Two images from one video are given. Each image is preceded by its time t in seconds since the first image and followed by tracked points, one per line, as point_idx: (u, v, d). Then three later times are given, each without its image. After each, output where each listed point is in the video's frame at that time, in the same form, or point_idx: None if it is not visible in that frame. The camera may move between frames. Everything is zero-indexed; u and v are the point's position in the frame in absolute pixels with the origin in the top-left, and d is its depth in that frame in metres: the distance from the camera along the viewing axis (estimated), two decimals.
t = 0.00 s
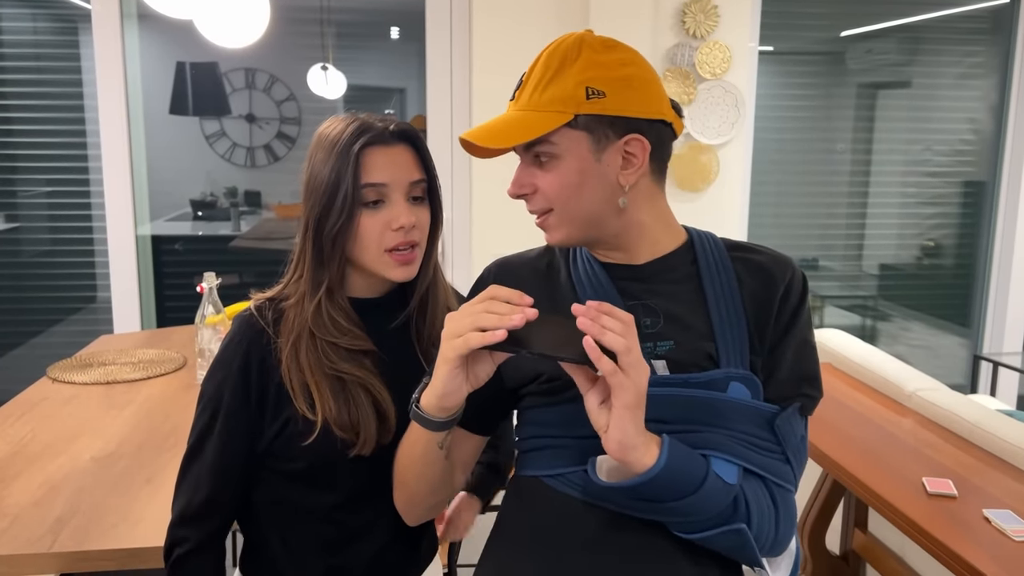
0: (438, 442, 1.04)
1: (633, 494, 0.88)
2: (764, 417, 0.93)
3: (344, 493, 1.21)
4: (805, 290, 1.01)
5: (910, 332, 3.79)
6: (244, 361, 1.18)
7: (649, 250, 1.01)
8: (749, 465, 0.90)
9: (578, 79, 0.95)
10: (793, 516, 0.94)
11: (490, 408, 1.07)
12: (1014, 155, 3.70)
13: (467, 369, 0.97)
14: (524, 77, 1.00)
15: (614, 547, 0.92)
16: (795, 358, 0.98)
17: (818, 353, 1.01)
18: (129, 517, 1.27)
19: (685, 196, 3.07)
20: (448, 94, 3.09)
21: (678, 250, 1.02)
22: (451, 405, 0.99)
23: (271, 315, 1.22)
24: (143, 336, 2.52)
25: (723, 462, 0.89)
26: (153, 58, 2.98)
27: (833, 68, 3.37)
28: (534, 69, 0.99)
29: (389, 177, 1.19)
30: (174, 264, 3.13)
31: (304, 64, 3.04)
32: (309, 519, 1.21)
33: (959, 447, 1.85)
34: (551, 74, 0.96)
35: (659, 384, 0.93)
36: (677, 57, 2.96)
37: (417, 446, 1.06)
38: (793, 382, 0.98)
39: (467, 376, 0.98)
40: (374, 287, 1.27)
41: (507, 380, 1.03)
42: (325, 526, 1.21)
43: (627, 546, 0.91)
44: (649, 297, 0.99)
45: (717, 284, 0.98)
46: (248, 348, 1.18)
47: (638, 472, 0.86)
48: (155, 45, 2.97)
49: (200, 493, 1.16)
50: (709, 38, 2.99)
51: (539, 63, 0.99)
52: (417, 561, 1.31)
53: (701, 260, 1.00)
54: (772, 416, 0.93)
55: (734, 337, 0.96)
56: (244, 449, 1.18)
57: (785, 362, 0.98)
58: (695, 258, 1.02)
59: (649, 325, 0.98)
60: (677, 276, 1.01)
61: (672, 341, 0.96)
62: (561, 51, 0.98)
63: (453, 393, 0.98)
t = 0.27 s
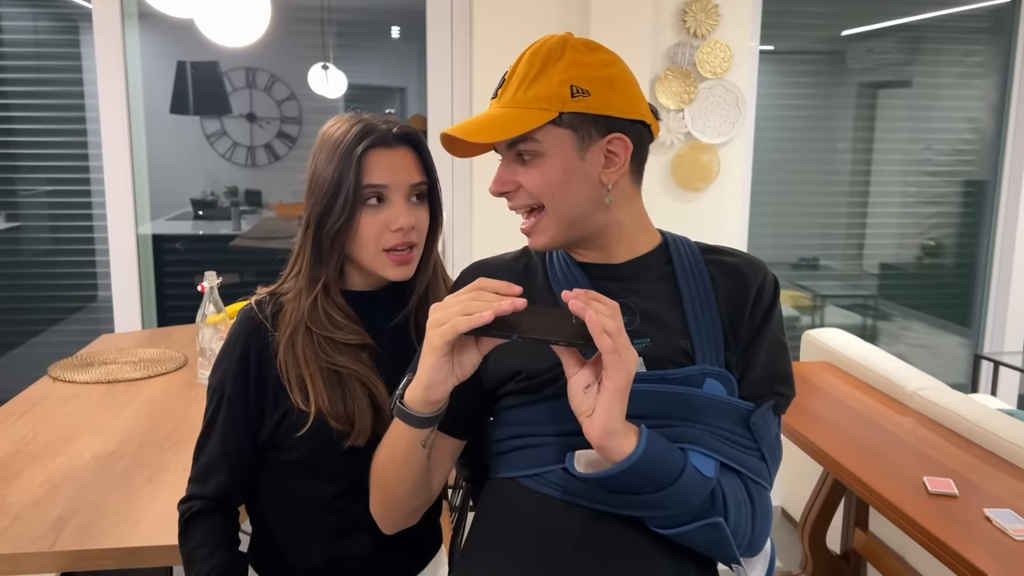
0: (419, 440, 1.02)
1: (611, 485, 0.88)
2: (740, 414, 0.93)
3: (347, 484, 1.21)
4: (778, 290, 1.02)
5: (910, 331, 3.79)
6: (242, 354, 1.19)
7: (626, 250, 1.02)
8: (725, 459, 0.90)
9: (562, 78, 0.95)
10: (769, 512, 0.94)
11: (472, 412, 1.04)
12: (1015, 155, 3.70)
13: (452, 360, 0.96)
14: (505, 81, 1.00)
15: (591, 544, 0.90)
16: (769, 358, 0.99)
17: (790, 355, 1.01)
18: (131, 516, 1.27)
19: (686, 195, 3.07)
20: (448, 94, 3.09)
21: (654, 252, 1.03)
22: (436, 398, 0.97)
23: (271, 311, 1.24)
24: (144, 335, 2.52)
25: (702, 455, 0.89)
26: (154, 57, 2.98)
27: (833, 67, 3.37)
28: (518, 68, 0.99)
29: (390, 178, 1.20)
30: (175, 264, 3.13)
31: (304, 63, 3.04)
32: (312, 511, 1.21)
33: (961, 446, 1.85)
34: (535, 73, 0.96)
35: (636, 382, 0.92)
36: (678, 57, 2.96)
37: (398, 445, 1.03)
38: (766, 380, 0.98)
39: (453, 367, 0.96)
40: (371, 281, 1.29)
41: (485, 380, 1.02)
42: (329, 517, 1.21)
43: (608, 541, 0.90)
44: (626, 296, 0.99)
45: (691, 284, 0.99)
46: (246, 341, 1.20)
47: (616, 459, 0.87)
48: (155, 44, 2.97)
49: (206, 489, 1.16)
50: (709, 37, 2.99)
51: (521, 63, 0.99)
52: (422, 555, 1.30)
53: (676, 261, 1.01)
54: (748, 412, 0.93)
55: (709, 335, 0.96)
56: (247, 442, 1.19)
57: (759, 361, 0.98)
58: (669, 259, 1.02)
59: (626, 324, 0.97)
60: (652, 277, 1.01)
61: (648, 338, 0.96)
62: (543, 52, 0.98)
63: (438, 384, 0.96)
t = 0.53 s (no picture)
0: (411, 442, 1.00)
1: (606, 478, 0.88)
2: (727, 402, 0.93)
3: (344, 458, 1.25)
4: (754, 281, 1.02)
5: (911, 330, 3.79)
6: (236, 337, 1.24)
7: (616, 245, 1.02)
8: (720, 447, 0.91)
9: (616, 69, 0.99)
10: (761, 499, 0.95)
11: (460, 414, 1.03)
12: (1016, 154, 3.70)
13: (444, 355, 0.95)
14: (560, 57, 0.97)
15: (589, 541, 0.90)
16: (751, 348, 0.99)
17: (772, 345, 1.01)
18: (133, 514, 1.27)
19: (686, 194, 3.07)
20: (449, 93, 3.09)
21: (628, 252, 1.02)
22: (428, 395, 0.96)
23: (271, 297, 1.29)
24: (144, 334, 2.52)
25: (696, 443, 0.90)
26: (155, 57, 2.98)
27: (834, 66, 3.37)
28: (562, 50, 0.98)
29: (367, 171, 1.24)
30: (176, 263, 3.13)
31: (305, 63, 3.04)
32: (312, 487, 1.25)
33: (963, 446, 1.85)
34: (588, 58, 0.97)
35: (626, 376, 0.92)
36: (678, 56, 2.97)
37: (390, 447, 1.00)
38: (750, 369, 0.98)
39: (445, 362, 0.95)
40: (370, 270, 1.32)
41: (472, 382, 1.01)
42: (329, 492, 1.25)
43: (605, 536, 0.90)
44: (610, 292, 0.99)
45: (672, 278, 0.99)
46: (241, 325, 1.25)
47: (615, 448, 0.87)
48: (156, 43, 2.97)
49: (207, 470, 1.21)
50: (710, 36, 2.99)
51: (565, 46, 0.98)
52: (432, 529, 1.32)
53: (655, 258, 1.01)
54: (735, 400, 0.94)
55: (693, 328, 0.96)
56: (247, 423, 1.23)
57: (741, 351, 0.98)
58: (648, 255, 1.02)
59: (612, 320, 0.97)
60: (634, 271, 1.01)
61: (637, 332, 0.96)
62: (585, 41, 0.99)
63: (430, 381, 0.95)
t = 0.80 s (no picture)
0: (413, 436, 0.99)
1: (617, 468, 0.88)
2: (733, 392, 0.93)
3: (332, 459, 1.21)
4: (756, 272, 1.03)
5: (912, 329, 3.79)
6: (214, 336, 1.19)
7: (620, 235, 1.02)
8: (727, 436, 0.91)
9: (632, 68, 1.00)
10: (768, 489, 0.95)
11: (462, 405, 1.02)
12: (1017, 153, 3.70)
13: (450, 348, 0.95)
14: (579, 51, 0.98)
15: (598, 533, 0.90)
16: (754, 338, 0.99)
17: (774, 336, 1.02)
18: (134, 514, 1.27)
19: (688, 193, 3.07)
20: (450, 92, 3.09)
21: (634, 244, 1.02)
22: (434, 389, 0.96)
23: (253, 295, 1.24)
24: (146, 333, 2.52)
25: (706, 431, 0.91)
26: (157, 56, 2.99)
27: (836, 65, 3.37)
28: (580, 45, 0.98)
29: (356, 162, 1.19)
30: (177, 262, 3.13)
31: (307, 62, 3.04)
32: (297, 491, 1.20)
33: (964, 445, 1.85)
34: (606, 55, 0.98)
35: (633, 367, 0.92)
36: (680, 55, 2.96)
37: (394, 441, 1.00)
38: (754, 360, 0.98)
39: (451, 355, 0.95)
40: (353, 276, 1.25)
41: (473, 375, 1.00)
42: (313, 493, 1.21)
43: (611, 530, 0.90)
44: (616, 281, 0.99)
45: (677, 269, 0.99)
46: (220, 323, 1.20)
47: (627, 436, 0.87)
48: (158, 42, 2.97)
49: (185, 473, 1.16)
50: (712, 35, 2.99)
51: (583, 41, 0.99)
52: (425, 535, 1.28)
53: (659, 252, 1.01)
54: (741, 390, 0.94)
55: (700, 317, 0.96)
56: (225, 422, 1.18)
57: (746, 340, 0.99)
58: (651, 248, 1.02)
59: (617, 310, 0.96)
60: (640, 262, 1.00)
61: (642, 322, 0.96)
62: (604, 38, 1.00)
63: (436, 374, 0.94)
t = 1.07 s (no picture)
0: (436, 431, 0.99)
1: (631, 465, 0.88)
2: (750, 392, 0.93)
3: (303, 462, 1.17)
4: (779, 272, 1.02)
5: (914, 329, 3.79)
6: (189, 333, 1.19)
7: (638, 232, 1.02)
8: (743, 435, 0.90)
9: (635, 70, 0.97)
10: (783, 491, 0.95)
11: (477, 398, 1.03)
12: (1019, 152, 3.69)
13: (470, 343, 0.94)
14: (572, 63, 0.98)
15: (611, 531, 0.89)
16: (775, 338, 0.99)
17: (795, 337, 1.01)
18: (135, 513, 1.27)
19: (690, 192, 3.07)
20: (452, 91, 3.09)
21: (653, 240, 1.02)
22: (455, 384, 0.95)
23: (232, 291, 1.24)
24: (147, 332, 2.52)
25: (721, 430, 0.89)
26: (158, 54, 2.99)
27: (837, 64, 3.37)
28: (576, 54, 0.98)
29: (345, 164, 1.16)
30: (178, 261, 3.13)
31: (308, 60, 3.04)
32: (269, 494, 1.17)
33: (965, 444, 1.85)
34: (600, 62, 0.97)
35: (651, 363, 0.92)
36: (682, 53, 2.96)
37: (415, 434, 1.00)
38: (774, 359, 0.97)
39: (471, 351, 0.94)
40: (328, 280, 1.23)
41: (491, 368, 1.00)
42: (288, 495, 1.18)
43: (623, 529, 0.90)
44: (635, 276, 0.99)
45: (698, 266, 0.99)
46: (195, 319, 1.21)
47: (643, 433, 0.86)
48: (159, 41, 2.97)
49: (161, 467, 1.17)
50: (713, 34, 2.99)
51: (579, 49, 0.98)
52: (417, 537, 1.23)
53: (680, 249, 1.01)
54: (758, 391, 0.94)
55: (719, 314, 0.96)
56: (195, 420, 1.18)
57: (765, 340, 0.98)
58: (672, 245, 1.02)
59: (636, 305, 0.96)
60: (659, 259, 1.01)
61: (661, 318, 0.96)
62: (605, 41, 0.97)
63: (456, 369, 0.94)
